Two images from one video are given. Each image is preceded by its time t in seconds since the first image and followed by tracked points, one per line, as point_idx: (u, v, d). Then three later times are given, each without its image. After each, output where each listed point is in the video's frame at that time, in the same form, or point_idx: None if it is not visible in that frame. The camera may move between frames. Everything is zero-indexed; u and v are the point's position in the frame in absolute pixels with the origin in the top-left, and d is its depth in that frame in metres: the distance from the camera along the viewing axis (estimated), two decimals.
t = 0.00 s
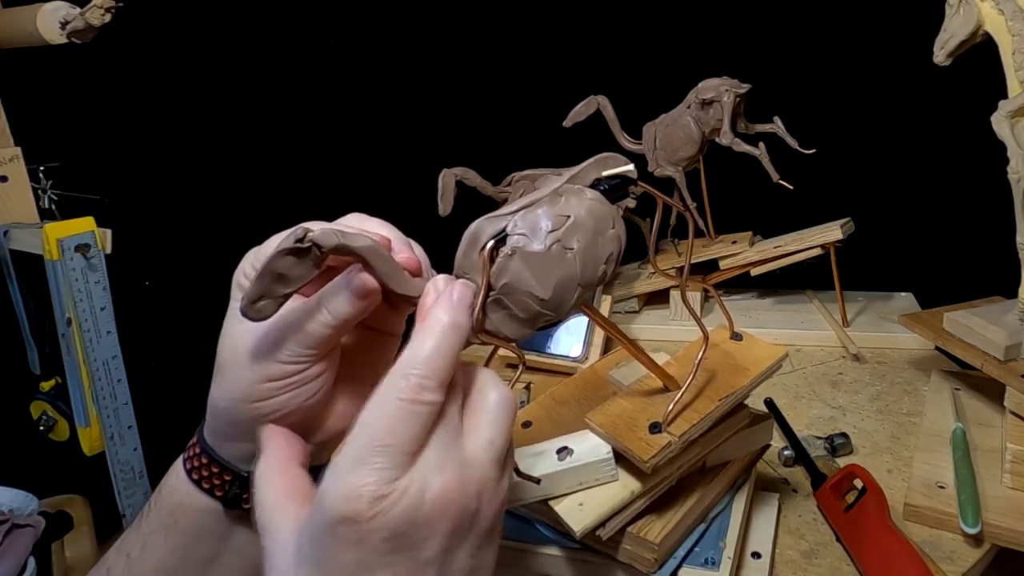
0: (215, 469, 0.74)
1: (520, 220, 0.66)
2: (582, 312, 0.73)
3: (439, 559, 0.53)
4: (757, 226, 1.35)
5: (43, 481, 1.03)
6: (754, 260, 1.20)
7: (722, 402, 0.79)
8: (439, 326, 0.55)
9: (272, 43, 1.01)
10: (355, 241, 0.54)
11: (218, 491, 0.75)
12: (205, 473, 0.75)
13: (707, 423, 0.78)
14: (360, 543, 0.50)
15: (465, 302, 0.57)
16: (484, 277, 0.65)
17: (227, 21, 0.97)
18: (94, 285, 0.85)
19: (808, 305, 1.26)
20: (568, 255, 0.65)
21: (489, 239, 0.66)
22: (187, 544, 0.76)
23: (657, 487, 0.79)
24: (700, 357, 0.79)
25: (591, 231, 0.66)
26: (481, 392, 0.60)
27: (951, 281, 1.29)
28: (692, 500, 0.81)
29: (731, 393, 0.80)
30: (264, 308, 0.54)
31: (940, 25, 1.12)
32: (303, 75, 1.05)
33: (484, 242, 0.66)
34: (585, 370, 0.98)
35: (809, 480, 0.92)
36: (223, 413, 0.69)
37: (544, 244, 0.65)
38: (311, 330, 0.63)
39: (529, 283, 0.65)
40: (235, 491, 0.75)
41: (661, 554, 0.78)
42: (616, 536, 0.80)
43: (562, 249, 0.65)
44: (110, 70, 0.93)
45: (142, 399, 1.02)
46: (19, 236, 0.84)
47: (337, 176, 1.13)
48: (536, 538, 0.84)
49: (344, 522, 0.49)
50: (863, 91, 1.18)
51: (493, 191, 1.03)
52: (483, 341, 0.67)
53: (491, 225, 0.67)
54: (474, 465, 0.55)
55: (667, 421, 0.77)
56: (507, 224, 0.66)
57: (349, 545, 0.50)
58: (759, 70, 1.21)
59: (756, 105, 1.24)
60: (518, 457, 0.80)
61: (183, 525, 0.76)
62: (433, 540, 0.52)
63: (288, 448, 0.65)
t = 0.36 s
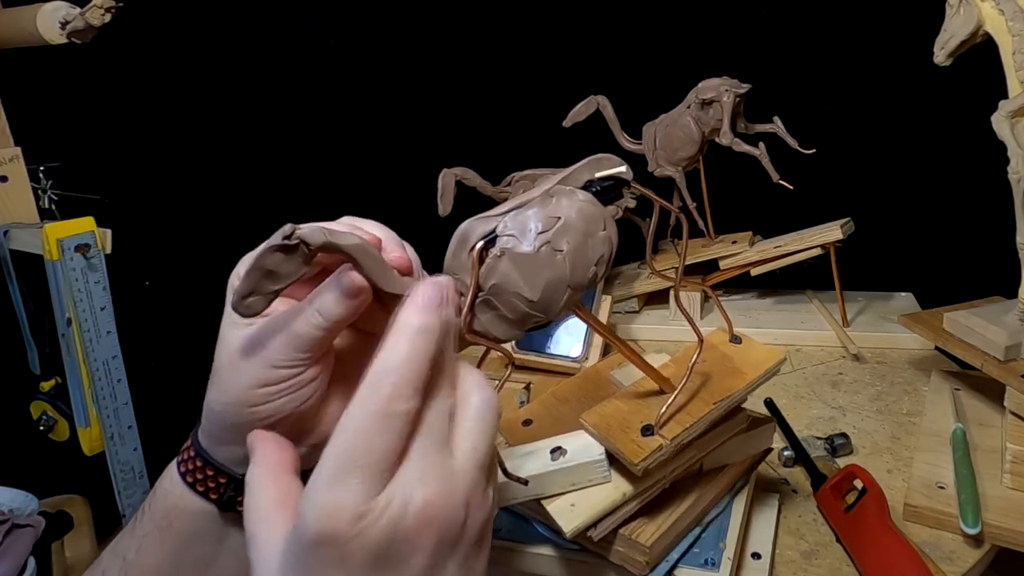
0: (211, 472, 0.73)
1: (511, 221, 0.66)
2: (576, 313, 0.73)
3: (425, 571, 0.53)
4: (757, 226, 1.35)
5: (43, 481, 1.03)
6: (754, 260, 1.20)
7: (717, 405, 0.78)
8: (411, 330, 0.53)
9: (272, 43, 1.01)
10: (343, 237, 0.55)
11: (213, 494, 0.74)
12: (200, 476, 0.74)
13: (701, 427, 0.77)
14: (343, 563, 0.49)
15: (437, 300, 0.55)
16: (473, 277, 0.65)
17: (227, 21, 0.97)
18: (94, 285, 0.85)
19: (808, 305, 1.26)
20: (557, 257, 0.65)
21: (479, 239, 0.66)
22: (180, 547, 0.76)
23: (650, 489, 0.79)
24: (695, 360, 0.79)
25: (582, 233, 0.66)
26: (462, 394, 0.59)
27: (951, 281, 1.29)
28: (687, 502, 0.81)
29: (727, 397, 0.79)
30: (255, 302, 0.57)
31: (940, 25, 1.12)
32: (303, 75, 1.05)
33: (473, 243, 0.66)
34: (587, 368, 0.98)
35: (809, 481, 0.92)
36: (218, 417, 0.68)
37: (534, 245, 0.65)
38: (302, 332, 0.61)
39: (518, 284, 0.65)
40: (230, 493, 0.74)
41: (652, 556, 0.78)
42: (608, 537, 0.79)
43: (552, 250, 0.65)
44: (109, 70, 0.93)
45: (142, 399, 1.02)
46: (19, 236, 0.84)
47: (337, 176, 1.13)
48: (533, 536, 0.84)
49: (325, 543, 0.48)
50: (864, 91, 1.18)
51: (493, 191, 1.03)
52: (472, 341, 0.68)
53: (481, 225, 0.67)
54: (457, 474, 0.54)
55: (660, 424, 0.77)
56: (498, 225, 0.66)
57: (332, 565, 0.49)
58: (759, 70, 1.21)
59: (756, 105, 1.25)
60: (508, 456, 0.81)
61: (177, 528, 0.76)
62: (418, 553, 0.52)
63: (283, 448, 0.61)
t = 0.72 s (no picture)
0: (215, 488, 0.74)
1: (511, 220, 0.66)
2: (575, 313, 0.73)
3: (423, 555, 0.55)
4: (757, 226, 1.34)
5: (42, 481, 1.03)
6: (754, 260, 1.20)
7: (717, 405, 0.78)
8: (403, 324, 0.54)
9: (272, 43, 1.01)
10: (345, 237, 0.54)
11: (218, 509, 0.75)
12: (203, 491, 0.75)
13: (701, 427, 0.77)
14: (342, 546, 0.52)
15: (428, 299, 0.56)
16: (473, 276, 0.65)
17: (227, 21, 0.97)
18: (94, 285, 0.85)
19: (808, 305, 1.26)
20: (558, 256, 0.65)
21: (479, 238, 0.66)
22: (185, 560, 0.76)
23: (649, 488, 0.79)
24: (695, 359, 0.79)
25: (582, 232, 0.66)
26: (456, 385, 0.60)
27: (951, 281, 1.29)
28: (686, 502, 0.81)
29: (727, 396, 0.79)
30: (257, 301, 0.57)
31: (940, 25, 1.12)
32: (303, 75, 1.05)
33: (474, 242, 0.66)
34: (587, 369, 0.98)
35: (809, 481, 0.92)
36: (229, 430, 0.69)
37: (534, 244, 0.65)
38: (313, 341, 0.62)
39: (519, 283, 0.65)
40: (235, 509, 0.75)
41: (652, 556, 0.78)
42: (608, 536, 0.79)
43: (552, 249, 0.65)
44: (111, 70, 0.92)
45: (142, 399, 1.02)
46: (18, 235, 0.84)
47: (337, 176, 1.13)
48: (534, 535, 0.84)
49: (325, 528, 0.50)
50: (863, 91, 1.18)
51: (493, 191, 1.03)
52: (473, 340, 0.68)
53: (482, 224, 0.66)
54: (454, 460, 0.56)
55: (659, 423, 0.77)
56: (498, 224, 0.66)
57: (332, 549, 0.51)
58: (759, 70, 1.21)
59: (756, 105, 1.25)
60: (506, 456, 0.81)
61: (181, 544, 0.75)
62: (416, 536, 0.54)
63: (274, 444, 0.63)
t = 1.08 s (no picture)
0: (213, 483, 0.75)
1: (504, 217, 0.66)
2: (568, 311, 0.74)
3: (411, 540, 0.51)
4: (757, 226, 1.34)
5: (43, 481, 1.03)
6: (754, 260, 1.20)
7: (712, 406, 0.78)
8: (408, 306, 0.53)
9: (272, 44, 1.01)
10: (340, 232, 0.54)
11: (216, 505, 0.76)
12: (202, 487, 0.76)
13: (694, 428, 0.77)
14: (327, 522, 0.48)
15: (436, 287, 0.55)
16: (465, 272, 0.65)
17: (227, 21, 0.97)
18: (94, 285, 0.85)
19: (808, 305, 1.26)
20: (549, 254, 0.65)
21: (473, 234, 0.66)
22: (183, 557, 0.76)
23: (643, 488, 0.79)
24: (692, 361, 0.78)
25: (575, 230, 0.66)
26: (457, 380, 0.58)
27: (951, 281, 1.29)
28: (682, 504, 0.81)
29: (723, 398, 0.79)
30: (257, 292, 0.58)
31: (940, 25, 1.11)
32: (303, 75, 1.05)
33: (467, 238, 0.66)
34: (589, 368, 0.98)
35: (809, 480, 0.92)
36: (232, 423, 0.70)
37: (527, 241, 0.65)
38: (309, 336, 0.63)
39: (510, 279, 0.65)
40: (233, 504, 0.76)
41: (644, 556, 0.78)
42: (601, 535, 0.80)
43: (545, 246, 0.65)
44: (111, 70, 0.91)
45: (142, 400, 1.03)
46: (19, 235, 0.84)
47: (337, 177, 1.13)
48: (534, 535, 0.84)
49: (312, 498, 0.48)
50: (864, 91, 1.18)
51: (493, 190, 1.03)
52: (464, 335, 0.67)
53: (475, 220, 0.67)
54: (449, 447, 0.53)
55: (653, 422, 0.77)
56: (491, 220, 0.66)
57: (316, 522, 0.48)
58: (759, 70, 1.22)
59: (756, 105, 1.25)
60: (499, 452, 0.82)
61: (180, 540, 0.76)
62: (402, 519, 0.50)
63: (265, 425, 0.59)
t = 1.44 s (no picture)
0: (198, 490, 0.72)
1: (502, 220, 0.66)
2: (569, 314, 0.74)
3: (380, 502, 0.48)
4: (757, 226, 1.34)
5: (42, 481, 1.03)
6: (754, 260, 1.20)
7: (712, 408, 0.78)
8: (310, 261, 0.48)
9: (272, 44, 1.01)
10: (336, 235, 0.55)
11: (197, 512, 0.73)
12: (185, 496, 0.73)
13: (693, 430, 0.77)
14: (284, 504, 0.45)
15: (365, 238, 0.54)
16: (463, 275, 0.65)
17: (227, 21, 0.97)
18: (94, 285, 0.85)
19: (808, 305, 1.26)
20: (548, 257, 0.65)
21: (470, 237, 0.66)
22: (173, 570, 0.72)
23: (642, 490, 0.79)
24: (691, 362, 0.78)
25: (573, 233, 0.66)
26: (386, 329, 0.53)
27: (951, 281, 1.29)
28: (681, 505, 0.81)
29: (723, 399, 0.79)
30: (251, 296, 0.59)
31: (940, 25, 1.11)
32: (303, 75, 1.05)
33: (465, 241, 0.66)
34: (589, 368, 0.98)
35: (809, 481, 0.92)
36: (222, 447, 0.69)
37: (525, 244, 0.65)
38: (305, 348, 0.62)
39: (508, 282, 0.65)
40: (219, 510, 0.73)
41: (643, 557, 0.78)
42: (600, 536, 0.79)
43: (543, 249, 0.65)
44: (111, 70, 0.92)
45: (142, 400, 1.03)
46: (19, 235, 0.84)
47: (337, 177, 1.13)
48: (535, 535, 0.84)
49: (261, 485, 0.44)
50: (864, 91, 1.18)
51: (493, 190, 1.03)
52: (463, 339, 0.68)
53: (473, 223, 0.67)
54: (398, 404, 0.49)
55: (652, 424, 0.77)
56: (489, 223, 0.66)
57: (271, 509, 0.45)
58: (759, 70, 1.22)
59: (756, 105, 1.25)
60: (494, 455, 0.82)
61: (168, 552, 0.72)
62: (366, 483, 0.47)
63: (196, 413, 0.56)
